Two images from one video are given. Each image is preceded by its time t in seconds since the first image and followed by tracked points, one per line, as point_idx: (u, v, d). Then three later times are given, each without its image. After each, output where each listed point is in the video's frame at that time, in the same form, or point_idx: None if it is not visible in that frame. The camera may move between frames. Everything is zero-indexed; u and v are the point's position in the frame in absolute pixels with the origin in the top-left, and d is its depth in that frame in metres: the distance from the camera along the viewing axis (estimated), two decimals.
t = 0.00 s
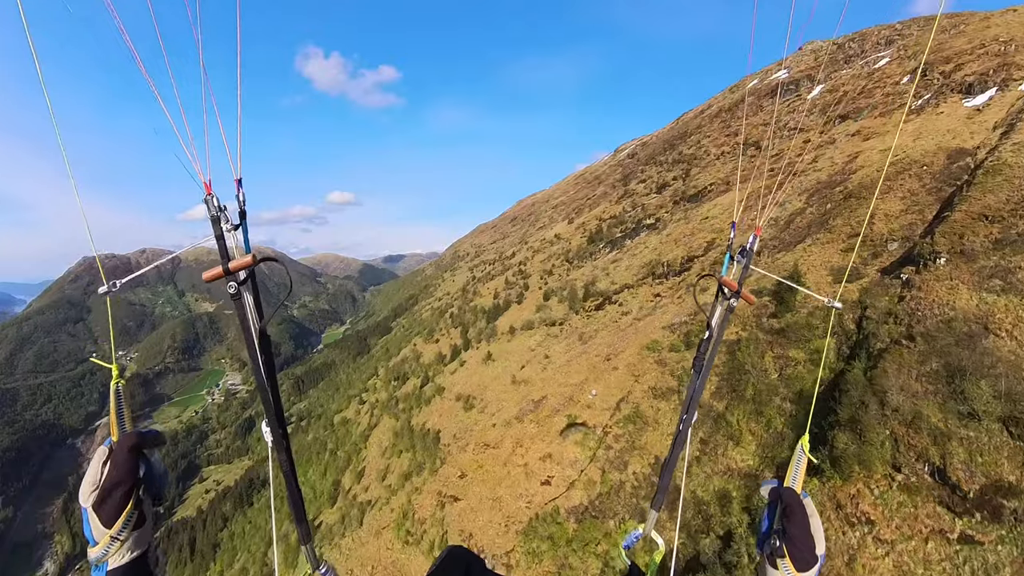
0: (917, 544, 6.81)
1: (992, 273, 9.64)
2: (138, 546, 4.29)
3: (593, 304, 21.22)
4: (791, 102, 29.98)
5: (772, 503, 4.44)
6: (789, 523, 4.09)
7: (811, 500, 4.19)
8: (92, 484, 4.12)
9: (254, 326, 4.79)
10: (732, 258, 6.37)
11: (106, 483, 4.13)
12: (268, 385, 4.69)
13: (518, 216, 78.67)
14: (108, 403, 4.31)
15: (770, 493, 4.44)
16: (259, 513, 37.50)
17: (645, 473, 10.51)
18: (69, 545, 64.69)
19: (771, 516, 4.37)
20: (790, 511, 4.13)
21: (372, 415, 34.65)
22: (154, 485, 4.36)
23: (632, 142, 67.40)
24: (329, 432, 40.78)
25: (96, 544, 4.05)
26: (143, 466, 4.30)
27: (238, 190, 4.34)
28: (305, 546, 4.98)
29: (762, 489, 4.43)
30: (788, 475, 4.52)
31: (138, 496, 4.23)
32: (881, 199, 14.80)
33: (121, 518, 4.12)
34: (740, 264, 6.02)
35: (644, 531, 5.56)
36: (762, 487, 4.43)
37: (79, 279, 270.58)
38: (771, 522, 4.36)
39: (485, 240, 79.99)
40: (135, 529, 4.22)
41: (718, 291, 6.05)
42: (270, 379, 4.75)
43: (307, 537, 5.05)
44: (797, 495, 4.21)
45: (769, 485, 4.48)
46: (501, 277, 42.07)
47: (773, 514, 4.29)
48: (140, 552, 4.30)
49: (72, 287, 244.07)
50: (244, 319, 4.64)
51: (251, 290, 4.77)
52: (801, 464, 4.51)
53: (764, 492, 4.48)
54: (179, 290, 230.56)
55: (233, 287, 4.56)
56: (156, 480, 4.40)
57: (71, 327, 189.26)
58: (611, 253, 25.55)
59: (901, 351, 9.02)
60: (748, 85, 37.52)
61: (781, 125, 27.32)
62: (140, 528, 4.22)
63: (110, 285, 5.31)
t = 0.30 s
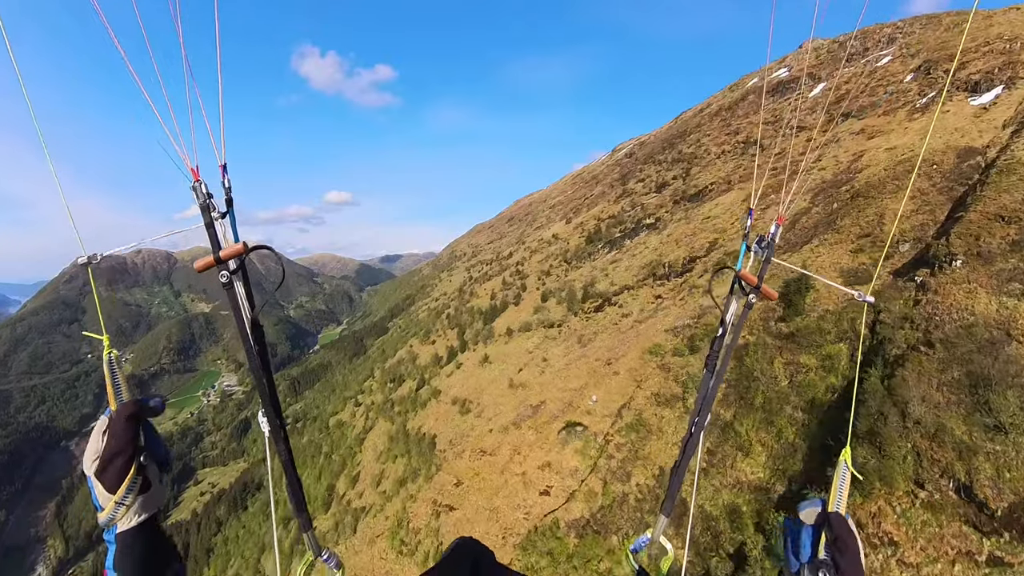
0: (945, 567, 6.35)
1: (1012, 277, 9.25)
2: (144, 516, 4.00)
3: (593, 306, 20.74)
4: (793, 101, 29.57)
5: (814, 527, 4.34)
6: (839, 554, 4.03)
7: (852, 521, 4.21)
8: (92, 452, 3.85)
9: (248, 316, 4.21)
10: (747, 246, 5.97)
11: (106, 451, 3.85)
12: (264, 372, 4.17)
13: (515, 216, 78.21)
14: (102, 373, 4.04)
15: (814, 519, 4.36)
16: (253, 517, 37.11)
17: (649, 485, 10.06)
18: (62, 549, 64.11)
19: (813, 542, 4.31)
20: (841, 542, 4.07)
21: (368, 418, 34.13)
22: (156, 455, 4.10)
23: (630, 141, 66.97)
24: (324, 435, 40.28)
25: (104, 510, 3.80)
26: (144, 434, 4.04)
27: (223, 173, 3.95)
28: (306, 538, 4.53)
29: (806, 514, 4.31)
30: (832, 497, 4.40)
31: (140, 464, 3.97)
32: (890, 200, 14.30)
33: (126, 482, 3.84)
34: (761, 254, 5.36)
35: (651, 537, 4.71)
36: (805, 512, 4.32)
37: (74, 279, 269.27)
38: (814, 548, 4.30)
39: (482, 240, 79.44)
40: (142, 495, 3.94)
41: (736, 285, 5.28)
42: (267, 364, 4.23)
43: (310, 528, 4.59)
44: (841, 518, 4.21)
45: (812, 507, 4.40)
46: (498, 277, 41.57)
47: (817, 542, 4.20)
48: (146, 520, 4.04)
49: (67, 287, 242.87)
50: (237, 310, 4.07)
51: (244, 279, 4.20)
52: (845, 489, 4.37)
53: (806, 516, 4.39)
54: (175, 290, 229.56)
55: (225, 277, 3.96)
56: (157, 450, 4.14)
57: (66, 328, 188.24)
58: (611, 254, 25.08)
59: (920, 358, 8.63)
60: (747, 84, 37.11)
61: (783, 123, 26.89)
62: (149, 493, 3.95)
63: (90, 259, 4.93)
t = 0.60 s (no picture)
0: None
1: None
2: (153, 495, 3.94)
3: (592, 307, 20.27)
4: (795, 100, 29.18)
5: (846, 532, 4.06)
6: (877, 561, 3.71)
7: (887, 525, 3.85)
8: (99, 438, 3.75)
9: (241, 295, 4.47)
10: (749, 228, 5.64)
11: (111, 437, 3.73)
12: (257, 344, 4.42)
13: (513, 216, 77.71)
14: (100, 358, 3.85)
15: (846, 527, 4.05)
16: (247, 522, 36.95)
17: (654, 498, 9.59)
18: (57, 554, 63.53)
19: (845, 547, 4.07)
20: (879, 551, 3.75)
21: (363, 421, 33.63)
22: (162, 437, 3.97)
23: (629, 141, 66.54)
24: (319, 437, 39.79)
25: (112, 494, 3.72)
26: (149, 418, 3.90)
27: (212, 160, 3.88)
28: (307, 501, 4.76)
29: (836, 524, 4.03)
30: (866, 500, 3.97)
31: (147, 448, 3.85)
32: (900, 198, 14.17)
33: (132, 468, 3.72)
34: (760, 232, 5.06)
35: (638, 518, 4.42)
36: (838, 523, 3.99)
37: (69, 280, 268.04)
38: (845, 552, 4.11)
39: (479, 240, 78.92)
40: (150, 475, 3.87)
41: (734, 260, 5.12)
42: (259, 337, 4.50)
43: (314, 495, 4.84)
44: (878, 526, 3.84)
45: (846, 517, 4.05)
46: (496, 278, 41.09)
47: (852, 552, 3.92)
48: (155, 500, 3.97)
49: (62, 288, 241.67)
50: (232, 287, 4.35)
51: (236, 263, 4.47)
52: (878, 491, 3.94)
53: (837, 525, 4.08)
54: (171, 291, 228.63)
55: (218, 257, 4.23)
56: (163, 432, 4.01)
57: (61, 330, 187.36)
58: (610, 254, 24.64)
59: (941, 366, 8.18)
60: (747, 82, 36.68)
61: (784, 122, 26.48)
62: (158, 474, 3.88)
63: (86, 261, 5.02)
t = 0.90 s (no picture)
0: None
1: None
2: (155, 496, 3.77)
3: (592, 310, 19.81)
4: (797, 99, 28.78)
5: (837, 506, 3.61)
6: (871, 538, 3.36)
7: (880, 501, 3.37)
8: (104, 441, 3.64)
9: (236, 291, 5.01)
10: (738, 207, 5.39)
11: (115, 439, 3.63)
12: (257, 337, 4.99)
13: (511, 216, 77.22)
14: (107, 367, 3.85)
15: (838, 500, 3.59)
16: (243, 526, 36.52)
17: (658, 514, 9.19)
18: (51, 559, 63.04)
19: (835, 523, 3.60)
20: (873, 527, 3.38)
21: (360, 424, 33.15)
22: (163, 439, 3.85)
23: (628, 141, 65.95)
24: (315, 440, 39.27)
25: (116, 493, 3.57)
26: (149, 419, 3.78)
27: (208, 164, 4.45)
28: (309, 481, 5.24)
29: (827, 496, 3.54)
30: (857, 474, 3.60)
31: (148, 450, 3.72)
32: (909, 197, 14.15)
33: (136, 469, 3.60)
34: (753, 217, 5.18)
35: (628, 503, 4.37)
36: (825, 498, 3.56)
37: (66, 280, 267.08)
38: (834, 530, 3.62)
39: (477, 240, 78.35)
40: (152, 477, 3.73)
41: (732, 251, 5.19)
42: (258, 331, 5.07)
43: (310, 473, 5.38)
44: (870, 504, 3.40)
45: (837, 491, 3.60)
46: (494, 278, 40.60)
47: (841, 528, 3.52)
48: (158, 504, 3.80)
49: (58, 289, 240.79)
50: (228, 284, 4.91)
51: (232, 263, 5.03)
52: (872, 464, 3.59)
53: (828, 498, 3.61)
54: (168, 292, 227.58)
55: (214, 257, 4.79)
56: (164, 434, 3.89)
57: (57, 330, 186.54)
58: (609, 255, 24.20)
59: (964, 377, 7.86)
60: (748, 81, 36.21)
61: (787, 121, 26.05)
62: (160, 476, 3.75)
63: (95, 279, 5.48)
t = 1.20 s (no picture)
0: None
1: None
2: (165, 510, 3.73)
3: (592, 312, 19.37)
4: (800, 98, 28.36)
5: (850, 482, 3.37)
6: (882, 511, 3.25)
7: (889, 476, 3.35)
8: (107, 459, 3.53)
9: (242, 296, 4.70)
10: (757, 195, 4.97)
11: (118, 457, 3.52)
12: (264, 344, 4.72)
13: (509, 215, 76.68)
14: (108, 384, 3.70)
15: (851, 475, 3.31)
16: (239, 530, 36.14)
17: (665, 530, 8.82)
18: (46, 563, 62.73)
19: (847, 497, 3.35)
20: (884, 499, 3.26)
21: (357, 427, 32.72)
22: (169, 453, 3.74)
23: (627, 140, 65.43)
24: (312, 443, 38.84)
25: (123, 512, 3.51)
26: (153, 436, 3.70)
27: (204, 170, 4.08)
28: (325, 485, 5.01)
29: (842, 474, 3.23)
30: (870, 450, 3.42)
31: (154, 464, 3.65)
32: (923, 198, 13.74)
33: (142, 487, 3.52)
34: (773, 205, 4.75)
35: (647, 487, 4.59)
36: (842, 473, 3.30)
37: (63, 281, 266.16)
38: (848, 504, 3.36)
39: (476, 240, 77.84)
40: (161, 493, 3.67)
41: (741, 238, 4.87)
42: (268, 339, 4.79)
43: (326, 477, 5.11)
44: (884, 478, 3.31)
45: (851, 465, 3.28)
46: (492, 279, 40.17)
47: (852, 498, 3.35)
48: (168, 516, 3.76)
49: (56, 289, 240.17)
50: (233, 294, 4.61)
51: (235, 268, 4.70)
52: (884, 442, 3.52)
53: (840, 473, 3.31)
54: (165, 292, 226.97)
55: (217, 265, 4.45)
56: (170, 449, 3.77)
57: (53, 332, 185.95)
58: (610, 255, 23.77)
59: (989, 388, 7.50)
60: (750, 79, 35.77)
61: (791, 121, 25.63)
62: (170, 490, 3.69)
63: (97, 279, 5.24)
